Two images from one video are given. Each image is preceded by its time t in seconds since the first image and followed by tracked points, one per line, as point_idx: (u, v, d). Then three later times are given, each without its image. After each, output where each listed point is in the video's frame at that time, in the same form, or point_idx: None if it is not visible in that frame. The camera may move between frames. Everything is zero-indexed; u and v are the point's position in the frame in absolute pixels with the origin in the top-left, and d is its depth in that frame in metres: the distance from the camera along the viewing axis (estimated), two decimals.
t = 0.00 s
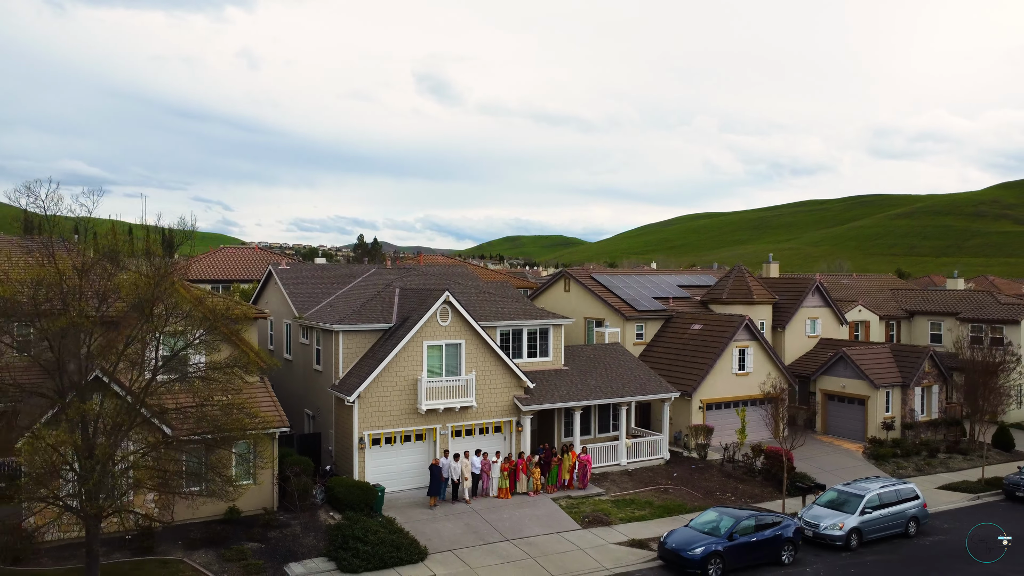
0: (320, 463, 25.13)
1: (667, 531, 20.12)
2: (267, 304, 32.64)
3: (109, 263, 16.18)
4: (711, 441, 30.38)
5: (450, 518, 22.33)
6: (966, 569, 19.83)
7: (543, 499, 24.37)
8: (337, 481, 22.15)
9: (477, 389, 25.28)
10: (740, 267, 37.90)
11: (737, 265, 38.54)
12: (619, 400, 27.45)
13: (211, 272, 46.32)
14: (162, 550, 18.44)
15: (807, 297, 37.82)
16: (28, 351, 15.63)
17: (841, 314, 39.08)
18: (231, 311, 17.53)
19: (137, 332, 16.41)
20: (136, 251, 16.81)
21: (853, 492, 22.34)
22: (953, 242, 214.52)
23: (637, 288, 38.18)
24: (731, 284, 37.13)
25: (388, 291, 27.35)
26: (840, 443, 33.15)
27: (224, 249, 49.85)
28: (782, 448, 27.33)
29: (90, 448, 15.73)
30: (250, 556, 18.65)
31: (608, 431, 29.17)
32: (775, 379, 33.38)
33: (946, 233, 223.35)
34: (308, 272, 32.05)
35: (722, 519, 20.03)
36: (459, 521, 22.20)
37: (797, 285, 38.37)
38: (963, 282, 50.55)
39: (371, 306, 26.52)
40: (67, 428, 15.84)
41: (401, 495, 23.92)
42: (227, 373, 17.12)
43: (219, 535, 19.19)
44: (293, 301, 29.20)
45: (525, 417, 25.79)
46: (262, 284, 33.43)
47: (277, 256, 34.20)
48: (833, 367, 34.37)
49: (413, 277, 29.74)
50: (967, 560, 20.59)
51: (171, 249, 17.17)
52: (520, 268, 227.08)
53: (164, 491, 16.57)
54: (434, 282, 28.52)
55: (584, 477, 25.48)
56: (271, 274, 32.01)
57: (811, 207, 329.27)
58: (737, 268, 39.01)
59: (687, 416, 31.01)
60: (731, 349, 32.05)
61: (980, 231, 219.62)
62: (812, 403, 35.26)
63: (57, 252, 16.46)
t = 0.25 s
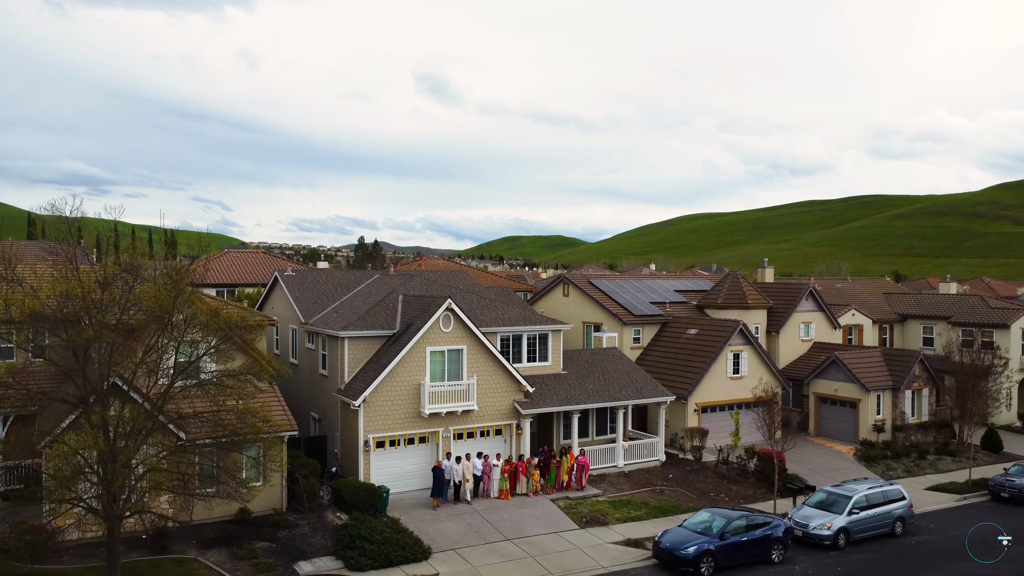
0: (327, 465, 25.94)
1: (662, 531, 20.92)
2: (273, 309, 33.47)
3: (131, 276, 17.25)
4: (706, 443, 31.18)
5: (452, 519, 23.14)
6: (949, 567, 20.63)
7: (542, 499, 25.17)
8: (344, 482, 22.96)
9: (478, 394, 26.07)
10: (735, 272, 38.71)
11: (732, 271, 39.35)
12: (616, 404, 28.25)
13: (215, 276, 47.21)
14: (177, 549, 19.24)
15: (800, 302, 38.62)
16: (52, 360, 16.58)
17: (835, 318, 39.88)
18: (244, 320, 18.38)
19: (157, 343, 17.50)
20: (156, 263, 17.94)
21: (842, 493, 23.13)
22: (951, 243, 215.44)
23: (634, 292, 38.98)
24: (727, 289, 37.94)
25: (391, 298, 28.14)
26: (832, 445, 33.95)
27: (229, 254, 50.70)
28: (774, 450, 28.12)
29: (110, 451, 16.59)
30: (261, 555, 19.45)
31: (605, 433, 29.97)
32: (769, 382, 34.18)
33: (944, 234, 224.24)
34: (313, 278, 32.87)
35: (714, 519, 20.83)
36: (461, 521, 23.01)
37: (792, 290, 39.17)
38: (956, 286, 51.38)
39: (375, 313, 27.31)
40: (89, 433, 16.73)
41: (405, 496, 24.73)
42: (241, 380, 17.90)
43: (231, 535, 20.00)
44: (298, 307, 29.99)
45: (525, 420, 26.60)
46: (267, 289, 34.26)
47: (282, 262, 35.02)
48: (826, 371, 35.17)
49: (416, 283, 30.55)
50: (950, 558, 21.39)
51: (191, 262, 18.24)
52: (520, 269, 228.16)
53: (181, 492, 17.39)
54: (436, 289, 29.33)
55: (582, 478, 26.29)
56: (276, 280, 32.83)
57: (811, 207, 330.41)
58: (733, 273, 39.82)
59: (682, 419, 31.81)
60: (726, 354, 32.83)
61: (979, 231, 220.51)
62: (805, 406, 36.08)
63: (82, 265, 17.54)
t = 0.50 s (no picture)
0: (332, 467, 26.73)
1: (656, 531, 21.73)
2: (279, 314, 34.23)
3: (150, 290, 18.14)
4: (701, 446, 31.99)
5: (454, 519, 23.95)
6: (933, 565, 21.43)
7: (541, 501, 25.98)
8: (350, 484, 23.77)
9: (480, 398, 26.88)
10: (730, 278, 39.53)
11: (727, 276, 40.17)
12: (613, 407, 29.06)
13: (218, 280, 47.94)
14: (190, 548, 20.05)
15: (794, 307, 39.45)
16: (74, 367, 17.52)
17: (828, 323, 40.70)
18: (256, 329, 19.20)
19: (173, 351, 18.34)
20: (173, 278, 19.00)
21: (831, 495, 23.96)
22: (949, 245, 216.42)
23: (632, 297, 39.80)
24: (722, 294, 38.76)
25: (395, 305, 28.93)
26: (824, 447, 34.78)
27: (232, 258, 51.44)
28: (767, 453, 28.93)
29: (129, 455, 17.47)
30: (271, 554, 20.24)
31: (603, 436, 30.77)
32: (763, 386, 35.00)
33: (942, 236, 225.20)
34: (317, 284, 33.66)
35: (707, 519, 21.66)
36: (464, 521, 23.82)
37: (786, 295, 40.01)
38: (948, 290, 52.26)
39: (379, 319, 28.10)
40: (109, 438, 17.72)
41: (409, 498, 25.54)
42: (253, 387, 18.72)
43: (242, 535, 20.80)
44: (304, 313, 30.77)
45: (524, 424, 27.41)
46: (273, 295, 35.06)
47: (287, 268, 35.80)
48: (819, 375, 36.01)
49: (418, 290, 31.35)
50: (934, 556, 22.22)
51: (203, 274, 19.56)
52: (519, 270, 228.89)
53: (195, 495, 18.22)
54: (438, 296, 30.14)
55: (580, 480, 27.10)
56: (282, 286, 33.61)
57: (809, 208, 331.38)
58: (728, 278, 40.64)
59: (678, 422, 32.62)
60: (721, 358, 33.64)
61: (976, 233, 221.50)
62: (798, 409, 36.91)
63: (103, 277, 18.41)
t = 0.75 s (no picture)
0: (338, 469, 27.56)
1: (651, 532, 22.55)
2: (284, 320, 35.06)
3: (167, 302, 18.96)
4: (696, 448, 32.81)
5: (456, 520, 24.78)
6: (918, 565, 22.23)
7: (540, 502, 26.80)
8: (355, 486, 24.59)
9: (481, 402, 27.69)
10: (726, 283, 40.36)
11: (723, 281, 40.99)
12: (611, 411, 29.88)
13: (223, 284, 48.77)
14: (203, 548, 20.86)
15: (789, 311, 40.27)
16: (96, 377, 18.42)
17: (822, 327, 41.51)
18: (266, 338, 20.00)
19: (191, 361, 19.19)
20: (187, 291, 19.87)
21: (821, 496, 24.78)
22: (948, 245, 217.23)
23: (629, 302, 40.62)
24: (718, 299, 39.59)
25: (398, 311, 29.74)
26: (817, 449, 35.60)
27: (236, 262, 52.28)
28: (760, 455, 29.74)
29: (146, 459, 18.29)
30: (281, 553, 21.05)
31: (601, 439, 31.59)
32: (758, 389, 35.81)
33: (941, 237, 226.00)
34: (322, 290, 34.48)
35: (700, 520, 22.48)
36: (465, 522, 24.64)
37: (780, 300, 40.81)
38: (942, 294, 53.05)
39: (383, 325, 28.91)
40: (128, 444, 18.54)
41: (412, 499, 26.36)
42: (264, 394, 19.54)
43: (253, 535, 21.62)
44: (309, 319, 31.60)
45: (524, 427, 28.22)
46: (279, 301, 35.90)
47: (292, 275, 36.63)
48: (812, 378, 36.84)
49: (421, 297, 32.17)
50: (920, 556, 23.03)
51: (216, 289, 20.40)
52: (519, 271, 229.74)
53: (209, 497, 19.02)
54: (441, 303, 30.96)
55: (578, 482, 27.92)
56: (288, 292, 34.45)
57: (809, 209, 332.24)
58: (724, 284, 41.47)
59: (674, 425, 33.45)
60: (716, 362, 34.45)
61: (974, 234, 222.29)
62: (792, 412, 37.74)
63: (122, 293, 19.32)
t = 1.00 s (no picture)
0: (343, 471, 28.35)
1: (647, 533, 23.37)
2: (289, 325, 35.85)
3: (182, 313, 19.80)
4: (691, 450, 33.62)
5: (459, 521, 25.59)
6: (904, 564, 23.06)
7: (539, 503, 27.60)
8: (361, 488, 25.41)
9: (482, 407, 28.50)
10: (721, 288, 41.18)
11: (719, 287, 41.81)
12: (608, 414, 30.70)
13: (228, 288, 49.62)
14: (215, 549, 21.67)
15: (783, 316, 41.09)
16: (116, 386, 19.32)
17: (816, 332, 42.33)
18: (276, 347, 20.82)
19: (206, 369, 20.09)
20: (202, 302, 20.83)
21: (811, 498, 25.61)
22: (946, 247, 218.19)
23: (627, 307, 41.42)
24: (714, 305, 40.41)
25: (401, 318, 30.53)
26: (810, 451, 36.41)
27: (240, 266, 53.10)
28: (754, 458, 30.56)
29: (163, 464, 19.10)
30: (289, 554, 21.84)
31: (599, 442, 32.41)
32: (752, 393, 36.63)
33: (939, 238, 226.94)
34: (326, 296, 35.28)
35: (693, 522, 23.31)
36: (467, 523, 25.46)
37: (775, 305, 41.63)
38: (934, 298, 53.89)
39: (387, 332, 29.71)
40: (146, 449, 19.35)
41: (415, 501, 27.18)
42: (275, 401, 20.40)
43: (262, 536, 22.44)
44: (314, 325, 32.40)
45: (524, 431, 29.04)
46: (283, 307, 36.70)
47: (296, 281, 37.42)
48: (805, 382, 37.68)
49: (423, 303, 32.97)
50: (906, 556, 23.84)
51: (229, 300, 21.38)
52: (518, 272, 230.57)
53: (223, 499, 19.83)
54: (442, 310, 31.76)
55: (576, 484, 28.75)
56: (293, 298, 35.27)
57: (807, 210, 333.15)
58: (719, 289, 42.28)
59: (670, 428, 34.26)
60: (711, 367, 35.25)
61: (972, 234, 223.23)
62: (786, 415, 38.57)
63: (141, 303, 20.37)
